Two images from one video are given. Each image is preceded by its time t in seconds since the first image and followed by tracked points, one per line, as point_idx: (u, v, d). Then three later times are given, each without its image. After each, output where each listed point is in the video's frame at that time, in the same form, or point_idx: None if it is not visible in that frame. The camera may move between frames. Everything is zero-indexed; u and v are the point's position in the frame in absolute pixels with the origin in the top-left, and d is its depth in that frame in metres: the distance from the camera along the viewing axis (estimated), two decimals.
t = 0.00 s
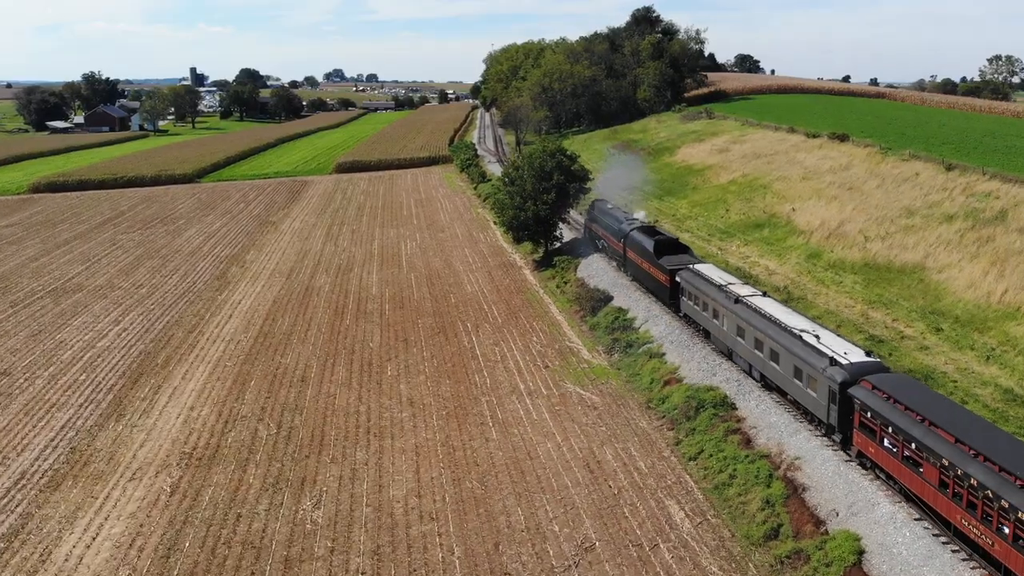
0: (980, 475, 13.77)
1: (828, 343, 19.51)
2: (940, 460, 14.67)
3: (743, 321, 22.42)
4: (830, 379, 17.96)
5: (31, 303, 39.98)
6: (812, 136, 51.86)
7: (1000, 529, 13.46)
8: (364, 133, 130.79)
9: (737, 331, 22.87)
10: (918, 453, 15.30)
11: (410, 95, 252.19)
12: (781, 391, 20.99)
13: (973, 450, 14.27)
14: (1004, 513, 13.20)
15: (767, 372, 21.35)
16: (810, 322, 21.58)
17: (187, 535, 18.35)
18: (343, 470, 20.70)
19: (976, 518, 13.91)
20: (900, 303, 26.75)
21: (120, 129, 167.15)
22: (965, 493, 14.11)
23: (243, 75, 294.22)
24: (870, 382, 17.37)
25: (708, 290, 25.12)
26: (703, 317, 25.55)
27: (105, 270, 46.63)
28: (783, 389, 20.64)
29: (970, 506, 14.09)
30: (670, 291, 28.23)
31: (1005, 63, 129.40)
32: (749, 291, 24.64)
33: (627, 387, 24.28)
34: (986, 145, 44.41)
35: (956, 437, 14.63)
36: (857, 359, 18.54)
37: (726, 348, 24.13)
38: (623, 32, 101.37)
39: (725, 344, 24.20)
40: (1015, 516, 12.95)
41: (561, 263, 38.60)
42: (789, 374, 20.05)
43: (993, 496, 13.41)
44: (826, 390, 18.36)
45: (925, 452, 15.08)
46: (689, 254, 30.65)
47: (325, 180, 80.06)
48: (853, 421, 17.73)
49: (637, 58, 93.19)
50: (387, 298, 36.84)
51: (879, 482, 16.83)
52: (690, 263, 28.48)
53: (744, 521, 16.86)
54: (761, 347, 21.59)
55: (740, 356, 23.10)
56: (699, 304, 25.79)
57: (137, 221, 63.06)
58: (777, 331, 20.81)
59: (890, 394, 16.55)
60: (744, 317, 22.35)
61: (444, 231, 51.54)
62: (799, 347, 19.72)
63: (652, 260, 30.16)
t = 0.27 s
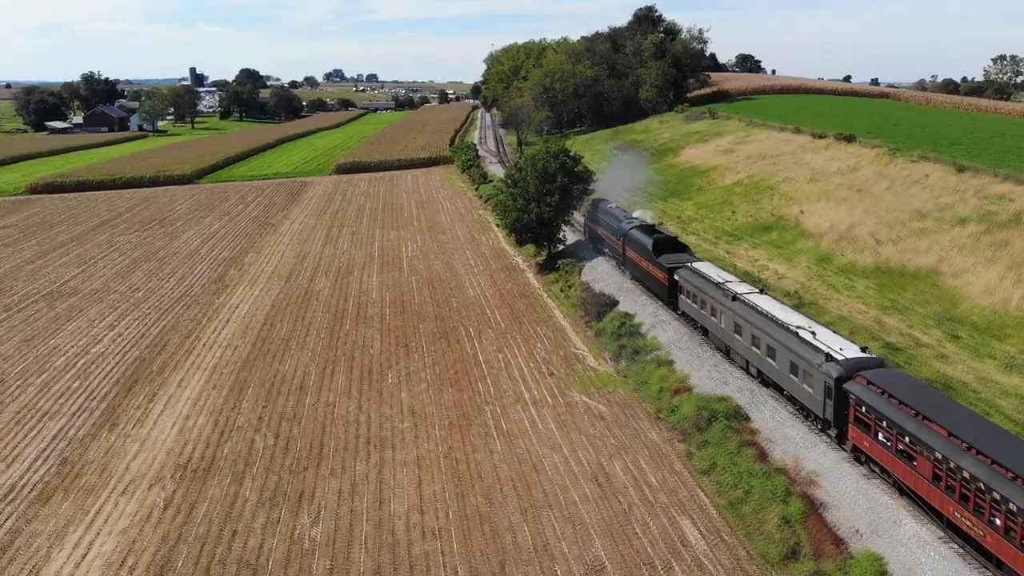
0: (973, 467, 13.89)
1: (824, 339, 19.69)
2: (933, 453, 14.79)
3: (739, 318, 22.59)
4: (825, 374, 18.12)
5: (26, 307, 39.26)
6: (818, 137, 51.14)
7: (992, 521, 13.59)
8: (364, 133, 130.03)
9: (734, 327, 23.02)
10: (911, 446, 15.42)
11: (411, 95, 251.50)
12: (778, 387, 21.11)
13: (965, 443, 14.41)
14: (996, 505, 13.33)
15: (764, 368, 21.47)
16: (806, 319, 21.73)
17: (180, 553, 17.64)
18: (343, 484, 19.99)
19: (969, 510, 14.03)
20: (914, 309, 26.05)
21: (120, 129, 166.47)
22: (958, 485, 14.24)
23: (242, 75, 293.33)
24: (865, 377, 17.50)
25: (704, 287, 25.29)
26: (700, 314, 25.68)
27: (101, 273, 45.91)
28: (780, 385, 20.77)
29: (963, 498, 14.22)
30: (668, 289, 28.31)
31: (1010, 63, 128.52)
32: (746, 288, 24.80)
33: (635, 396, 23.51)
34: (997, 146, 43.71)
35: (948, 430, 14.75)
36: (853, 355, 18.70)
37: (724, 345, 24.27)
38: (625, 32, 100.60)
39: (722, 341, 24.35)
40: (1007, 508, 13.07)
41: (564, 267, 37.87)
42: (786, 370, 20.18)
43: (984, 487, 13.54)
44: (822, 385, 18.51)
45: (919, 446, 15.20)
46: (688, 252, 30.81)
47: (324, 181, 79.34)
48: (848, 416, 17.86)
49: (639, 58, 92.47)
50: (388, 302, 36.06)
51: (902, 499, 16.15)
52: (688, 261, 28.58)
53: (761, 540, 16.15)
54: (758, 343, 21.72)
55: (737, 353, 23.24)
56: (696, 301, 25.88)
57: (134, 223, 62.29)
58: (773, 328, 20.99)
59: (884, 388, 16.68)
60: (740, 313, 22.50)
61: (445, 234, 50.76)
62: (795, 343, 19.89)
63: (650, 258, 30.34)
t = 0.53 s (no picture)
0: (964, 460, 14.12)
1: (820, 336, 19.99)
2: (926, 447, 15.04)
3: (737, 315, 22.87)
4: (822, 370, 18.40)
5: (20, 311, 38.54)
6: (825, 138, 50.42)
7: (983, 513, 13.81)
8: (364, 133, 129.29)
9: (732, 324, 23.28)
10: (905, 441, 15.65)
11: (410, 95, 250.60)
12: (775, 383, 21.37)
13: (957, 437, 14.65)
14: (987, 497, 13.55)
15: (762, 365, 21.72)
16: (803, 316, 22.01)
17: (172, 573, 16.89)
18: (342, 498, 19.27)
19: (961, 503, 14.26)
20: (930, 315, 25.34)
21: (119, 129, 165.77)
22: (949, 478, 14.47)
23: (242, 75, 292.41)
24: (860, 373, 17.76)
25: (702, 285, 25.59)
26: (698, 312, 25.95)
27: (97, 276, 45.16)
28: (777, 381, 21.04)
29: (954, 492, 14.45)
30: (666, 287, 28.64)
31: (1015, 63, 127.48)
32: (743, 286, 25.07)
33: (644, 406, 22.78)
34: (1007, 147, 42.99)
35: (941, 425, 14.99)
36: (848, 351, 18.99)
37: (721, 342, 24.51)
38: (627, 31, 99.89)
39: (719, 338, 24.62)
40: (997, 500, 13.30)
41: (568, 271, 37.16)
42: (783, 367, 20.46)
43: (975, 480, 13.78)
44: (818, 381, 18.80)
45: (912, 440, 15.43)
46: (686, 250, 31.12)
47: (324, 182, 78.59)
48: (844, 411, 18.10)
49: (641, 58, 91.72)
50: (388, 307, 35.29)
51: (926, 519, 15.48)
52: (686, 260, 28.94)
53: (779, 562, 15.44)
54: (755, 340, 21.98)
55: (734, 349, 23.51)
56: (694, 299, 26.17)
57: (132, 225, 61.57)
58: (770, 325, 21.29)
59: (879, 384, 16.91)
60: (738, 310, 22.79)
61: (446, 236, 50.06)
62: (791, 339, 20.18)
63: (649, 257, 30.63)
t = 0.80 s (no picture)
0: (957, 456, 14.36)
1: (815, 334, 20.15)
2: (920, 443, 15.27)
3: (734, 313, 22.98)
4: (817, 367, 18.53)
5: (13, 315, 37.81)
6: (831, 139, 49.71)
7: (976, 507, 14.05)
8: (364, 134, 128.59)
9: (729, 322, 23.41)
10: (899, 437, 15.89)
11: (410, 95, 249.91)
12: (771, 380, 21.51)
13: (950, 432, 14.88)
14: (979, 492, 13.79)
15: (758, 362, 21.85)
16: (798, 314, 22.16)
17: None
18: (341, 514, 18.57)
19: (954, 497, 14.50)
20: (946, 323, 24.65)
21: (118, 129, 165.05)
22: (942, 474, 14.71)
23: (241, 75, 291.44)
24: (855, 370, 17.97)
25: (700, 284, 25.74)
26: (696, 311, 26.15)
27: (93, 280, 44.43)
28: (773, 378, 21.16)
29: (947, 486, 14.69)
30: (665, 285, 28.80)
31: (1019, 63, 126.61)
32: (740, 285, 25.23)
33: (652, 417, 22.07)
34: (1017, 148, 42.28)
35: (935, 421, 15.22)
36: (843, 348, 19.13)
37: (718, 339, 24.65)
38: (628, 31, 99.15)
39: (716, 336, 24.75)
40: (990, 495, 13.54)
41: (571, 275, 36.47)
42: (779, 364, 20.59)
43: (967, 475, 14.02)
44: (813, 378, 18.94)
45: (906, 436, 15.66)
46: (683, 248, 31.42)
47: (324, 183, 77.86)
48: (839, 408, 18.26)
49: (643, 58, 90.97)
50: (388, 312, 34.52)
51: (952, 541, 14.83)
52: (684, 259, 29.19)
53: None
54: (752, 338, 22.09)
55: (731, 347, 23.64)
56: (692, 298, 26.37)
57: (129, 227, 60.81)
58: (766, 322, 21.43)
59: (873, 381, 17.15)
60: (734, 308, 22.92)
61: (447, 238, 49.31)
62: (787, 336, 20.31)
63: (648, 255, 30.85)
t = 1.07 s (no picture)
0: (950, 451, 14.55)
1: (811, 331, 20.43)
2: (913, 437, 15.47)
3: (732, 310, 23.22)
4: (812, 364, 18.82)
5: (6, 319, 37.09)
6: (838, 139, 49.01)
7: (969, 501, 14.24)
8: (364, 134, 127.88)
9: (726, 320, 23.64)
10: (893, 432, 16.07)
11: (410, 95, 249.05)
12: (767, 377, 21.76)
13: (943, 427, 15.07)
14: (972, 486, 13.99)
15: (755, 359, 22.09)
16: (795, 312, 22.42)
17: None
18: (339, 531, 17.84)
19: (947, 491, 14.71)
20: (964, 330, 23.93)
21: (116, 129, 164.37)
22: (935, 468, 14.91)
23: (241, 75, 290.59)
24: (850, 365, 18.20)
25: (698, 281, 25.97)
26: (695, 309, 26.43)
27: (88, 283, 43.70)
28: (770, 375, 21.39)
29: (941, 480, 14.89)
30: (664, 283, 28.96)
31: None
32: (738, 283, 25.47)
33: (662, 428, 21.39)
34: None
35: (928, 416, 15.41)
36: (838, 345, 19.40)
37: (716, 337, 24.91)
38: (630, 30, 98.38)
39: (715, 334, 24.95)
40: (982, 489, 13.73)
41: (575, 278, 35.74)
42: (775, 360, 20.85)
43: (960, 470, 14.21)
44: (809, 374, 19.22)
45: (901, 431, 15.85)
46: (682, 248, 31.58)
47: (323, 184, 77.12)
48: (834, 403, 18.51)
49: (645, 57, 90.25)
50: (389, 317, 33.74)
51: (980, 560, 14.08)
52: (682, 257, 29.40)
53: None
54: (749, 335, 22.32)
55: (729, 344, 23.87)
56: (690, 296, 26.66)
57: (126, 228, 60.06)
58: (763, 320, 21.69)
59: (868, 376, 17.34)
60: (732, 306, 23.16)
61: (448, 240, 48.57)
62: (783, 333, 20.59)
63: (647, 254, 30.93)
